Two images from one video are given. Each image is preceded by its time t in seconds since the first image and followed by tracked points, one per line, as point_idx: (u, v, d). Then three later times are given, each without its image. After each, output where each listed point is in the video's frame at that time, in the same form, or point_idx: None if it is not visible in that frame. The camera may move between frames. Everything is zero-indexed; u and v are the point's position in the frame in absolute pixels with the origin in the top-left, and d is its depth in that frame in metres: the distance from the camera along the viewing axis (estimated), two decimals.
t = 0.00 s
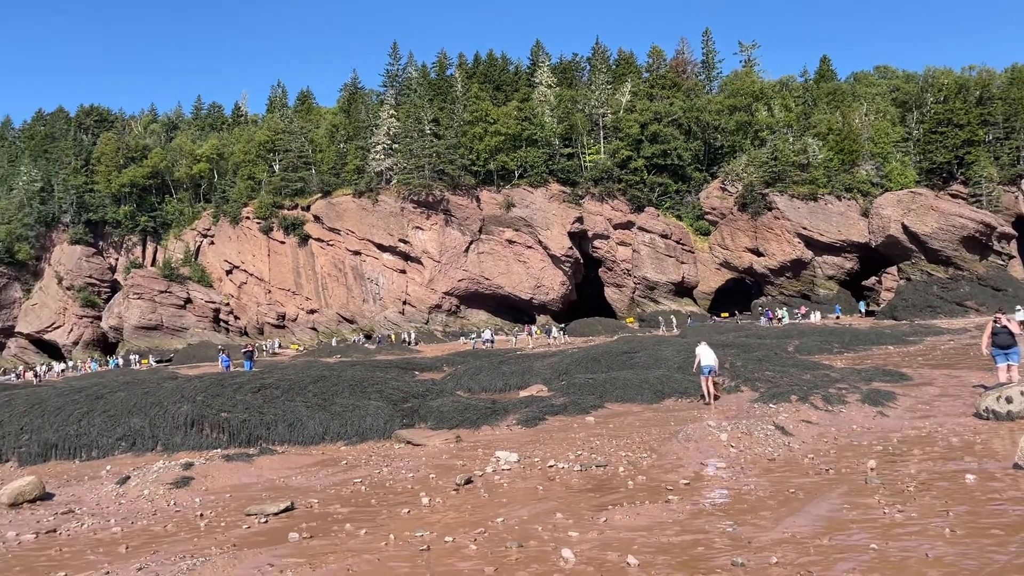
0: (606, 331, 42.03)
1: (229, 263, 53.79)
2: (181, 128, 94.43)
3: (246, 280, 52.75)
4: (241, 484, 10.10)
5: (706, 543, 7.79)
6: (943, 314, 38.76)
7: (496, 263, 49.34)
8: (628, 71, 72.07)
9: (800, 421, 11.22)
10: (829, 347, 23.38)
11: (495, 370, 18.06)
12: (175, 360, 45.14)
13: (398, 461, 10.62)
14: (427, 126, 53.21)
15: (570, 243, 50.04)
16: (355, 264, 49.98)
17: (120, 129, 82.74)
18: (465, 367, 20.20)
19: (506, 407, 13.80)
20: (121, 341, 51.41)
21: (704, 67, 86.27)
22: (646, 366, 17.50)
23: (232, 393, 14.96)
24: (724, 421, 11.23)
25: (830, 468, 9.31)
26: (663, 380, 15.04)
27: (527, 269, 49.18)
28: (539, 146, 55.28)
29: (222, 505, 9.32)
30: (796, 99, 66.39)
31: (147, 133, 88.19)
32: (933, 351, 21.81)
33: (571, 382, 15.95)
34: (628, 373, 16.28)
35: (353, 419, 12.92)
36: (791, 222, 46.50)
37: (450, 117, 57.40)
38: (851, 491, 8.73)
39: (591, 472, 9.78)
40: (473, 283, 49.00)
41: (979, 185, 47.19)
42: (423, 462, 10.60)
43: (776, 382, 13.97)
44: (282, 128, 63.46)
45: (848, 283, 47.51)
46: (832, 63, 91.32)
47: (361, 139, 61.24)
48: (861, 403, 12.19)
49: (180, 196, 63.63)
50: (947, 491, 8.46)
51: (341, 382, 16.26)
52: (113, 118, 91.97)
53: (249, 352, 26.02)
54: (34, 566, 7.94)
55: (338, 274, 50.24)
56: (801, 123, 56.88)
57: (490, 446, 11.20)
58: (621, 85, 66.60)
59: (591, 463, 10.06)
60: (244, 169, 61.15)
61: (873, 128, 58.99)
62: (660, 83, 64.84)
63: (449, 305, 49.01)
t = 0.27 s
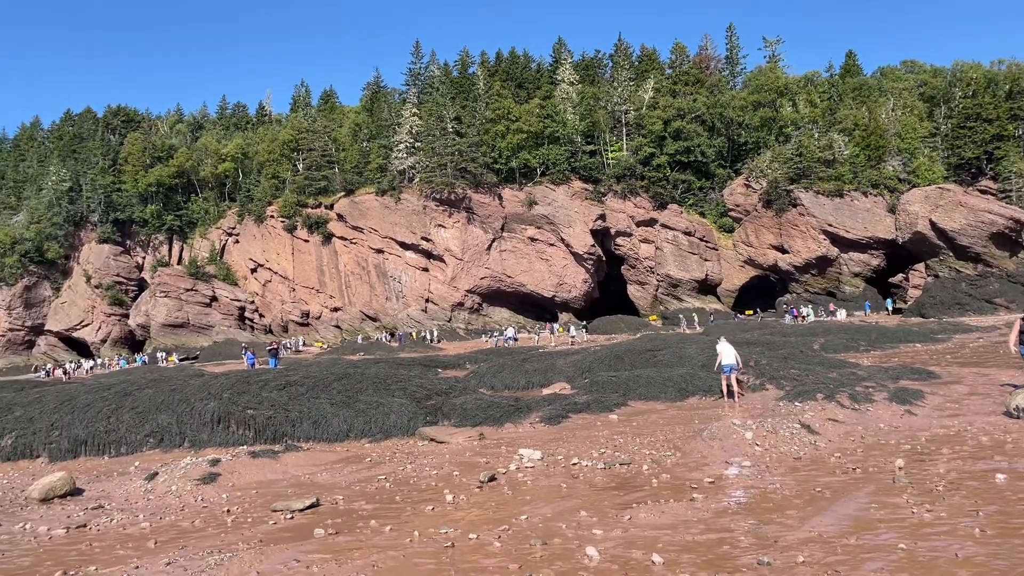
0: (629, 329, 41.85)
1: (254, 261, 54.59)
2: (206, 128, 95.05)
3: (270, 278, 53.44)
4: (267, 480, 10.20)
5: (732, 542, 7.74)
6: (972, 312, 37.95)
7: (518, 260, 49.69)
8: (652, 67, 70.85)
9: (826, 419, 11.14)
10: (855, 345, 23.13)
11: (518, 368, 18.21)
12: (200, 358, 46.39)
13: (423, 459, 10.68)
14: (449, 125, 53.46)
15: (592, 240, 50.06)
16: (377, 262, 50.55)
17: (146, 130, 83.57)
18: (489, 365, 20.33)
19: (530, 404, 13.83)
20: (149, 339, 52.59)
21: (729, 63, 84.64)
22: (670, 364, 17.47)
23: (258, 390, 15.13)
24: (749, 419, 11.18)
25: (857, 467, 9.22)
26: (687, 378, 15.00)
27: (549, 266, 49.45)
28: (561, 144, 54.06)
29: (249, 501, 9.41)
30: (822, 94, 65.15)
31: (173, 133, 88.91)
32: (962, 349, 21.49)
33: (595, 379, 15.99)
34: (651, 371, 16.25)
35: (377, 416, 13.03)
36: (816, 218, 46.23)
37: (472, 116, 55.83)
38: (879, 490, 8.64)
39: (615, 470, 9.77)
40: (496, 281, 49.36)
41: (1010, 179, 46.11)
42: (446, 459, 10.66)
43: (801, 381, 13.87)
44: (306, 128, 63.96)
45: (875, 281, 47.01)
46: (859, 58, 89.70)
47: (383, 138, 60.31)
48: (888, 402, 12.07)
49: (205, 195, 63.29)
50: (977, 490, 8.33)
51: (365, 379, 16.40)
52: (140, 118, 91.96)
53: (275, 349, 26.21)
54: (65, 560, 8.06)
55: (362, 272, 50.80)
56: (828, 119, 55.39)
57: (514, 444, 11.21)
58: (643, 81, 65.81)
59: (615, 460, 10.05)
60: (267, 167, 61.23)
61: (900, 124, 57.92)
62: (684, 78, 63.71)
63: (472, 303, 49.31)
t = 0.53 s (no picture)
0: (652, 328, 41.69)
1: (278, 260, 55.29)
2: (230, 128, 95.82)
3: (294, 277, 54.25)
4: (292, 478, 10.30)
5: (756, 541, 7.67)
6: (1000, 310, 37.38)
7: (539, 259, 49.56)
8: (674, 64, 69.81)
9: (851, 419, 11.06)
10: (880, 344, 22.85)
11: (540, 367, 18.22)
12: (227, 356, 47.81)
13: (446, 457, 10.75)
14: (471, 123, 53.62)
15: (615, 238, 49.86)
16: (400, 260, 51.15)
17: (171, 130, 84.43)
18: (511, 363, 20.46)
19: (552, 403, 13.87)
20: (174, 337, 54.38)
21: (752, 60, 83.57)
22: (693, 363, 17.44)
23: (282, 388, 15.30)
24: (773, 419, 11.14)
25: (883, 468, 9.15)
26: (711, 377, 14.95)
27: (570, 265, 49.26)
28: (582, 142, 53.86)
29: (274, 498, 9.49)
30: (848, 90, 64.03)
31: (197, 134, 89.69)
32: (991, 348, 21.13)
33: (619, 378, 16.02)
34: (674, 370, 16.24)
35: (399, 415, 13.14)
36: (841, 216, 45.78)
37: (495, 113, 56.84)
38: (906, 491, 8.54)
39: (638, 469, 9.77)
40: (517, 280, 49.47)
41: None
42: (469, 458, 10.72)
43: (827, 380, 13.77)
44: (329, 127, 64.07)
45: (901, 279, 46.37)
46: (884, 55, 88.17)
47: (405, 138, 59.99)
48: (915, 401, 11.96)
49: (229, 195, 62.98)
50: (1007, 491, 8.19)
51: (388, 378, 16.54)
52: (165, 119, 92.58)
53: (298, 348, 26.52)
54: (94, 555, 8.17)
55: (383, 271, 51.56)
56: (853, 115, 54.78)
57: (536, 443, 11.24)
58: (665, 78, 65.12)
59: (638, 460, 10.05)
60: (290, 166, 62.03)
61: (926, 120, 56.95)
62: (706, 75, 62.92)
63: (493, 302, 49.31)
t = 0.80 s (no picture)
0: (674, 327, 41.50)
1: (301, 260, 56.15)
2: (254, 128, 96.43)
3: (317, 276, 54.91)
4: (316, 476, 10.39)
5: (781, 543, 7.61)
6: None
7: (561, 258, 49.49)
8: (697, 62, 69.06)
9: (877, 419, 10.98)
10: (906, 343, 22.56)
11: (562, 366, 18.24)
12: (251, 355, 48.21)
13: (468, 456, 10.81)
14: (493, 123, 53.52)
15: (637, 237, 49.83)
16: (422, 259, 51.38)
17: (196, 131, 85.12)
18: (533, 362, 20.44)
19: (574, 403, 13.91)
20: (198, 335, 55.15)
21: (776, 57, 82.66)
22: (717, 363, 17.41)
23: (306, 386, 15.48)
24: (797, 419, 11.09)
25: (910, 468, 9.05)
26: (734, 377, 14.93)
27: (592, 264, 49.08)
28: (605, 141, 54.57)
29: (298, 496, 9.57)
30: (874, 87, 63.02)
31: (222, 134, 90.26)
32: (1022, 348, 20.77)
33: (642, 378, 16.06)
34: (698, 370, 16.24)
35: (422, 414, 13.25)
36: (867, 214, 45.05)
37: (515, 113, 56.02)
38: (933, 492, 8.45)
39: (661, 469, 9.73)
40: (539, 278, 49.38)
41: None
42: (492, 457, 10.77)
43: (852, 379, 13.68)
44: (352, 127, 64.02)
45: (928, 277, 45.59)
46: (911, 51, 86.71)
47: (427, 137, 60.34)
48: (943, 401, 11.84)
49: (254, 195, 63.79)
50: None
51: (410, 377, 16.71)
52: (190, 119, 93.21)
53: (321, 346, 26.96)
54: (122, 552, 8.27)
55: (405, 271, 51.88)
56: (879, 112, 53.72)
57: (558, 442, 11.28)
58: (688, 77, 64.58)
59: (661, 459, 10.02)
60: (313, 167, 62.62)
61: (953, 116, 55.96)
62: (730, 73, 62.32)
63: (514, 301, 49.30)
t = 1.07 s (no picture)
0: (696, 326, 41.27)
1: (324, 260, 56.59)
2: (278, 129, 97.01)
3: (340, 276, 55.41)
4: (340, 474, 10.47)
5: (808, 544, 7.54)
6: None
7: (582, 257, 49.43)
8: (720, 60, 68.70)
9: (904, 420, 10.88)
10: (934, 344, 22.25)
11: (585, 366, 18.23)
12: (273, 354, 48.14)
13: (491, 455, 10.84)
14: (515, 122, 53.55)
15: (659, 237, 49.48)
16: (445, 259, 51.54)
17: (220, 132, 85.93)
18: (554, 362, 20.40)
19: (597, 402, 13.89)
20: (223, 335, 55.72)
21: (800, 54, 81.92)
22: (740, 363, 17.34)
23: (329, 386, 15.62)
24: (822, 420, 11.02)
25: (938, 470, 8.94)
26: (759, 376, 14.87)
27: (614, 263, 49.01)
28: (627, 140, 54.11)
29: (322, 494, 9.64)
30: (900, 84, 62.08)
31: (245, 135, 90.93)
32: None
33: (665, 378, 16.02)
34: (721, 370, 16.19)
35: (445, 414, 13.31)
36: (893, 213, 44.28)
37: (537, 113, 56.83)
38: (962, 494, 8.34)
39: (685, 470, 9.70)
40: (561, 278, 49.36)
41: None
42: (514, 456, 10.80)
43: (879, 379, 13.58)
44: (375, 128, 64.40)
45: (955, 276, 44.84)
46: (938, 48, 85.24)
47: (449, 137, 61.22)
48: (971, 403, 11.72)
49: (278, 195, 65.11)
50: None
51: (432, 377, 16.82)
52: (215, 121, 93.87)
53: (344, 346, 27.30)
54: (150, 548, 8.35)
55: (427, 271, 52.01)
56: (905, 109, 52.86)
57: (581, 442, 11.28)
58: (710, 75, 64.09)
59: (685, 460, 9.98)
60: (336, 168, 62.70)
61: (981, 113, 54.98)
62: (753, 71, 61.75)
63: (536, 301, 49.45)
